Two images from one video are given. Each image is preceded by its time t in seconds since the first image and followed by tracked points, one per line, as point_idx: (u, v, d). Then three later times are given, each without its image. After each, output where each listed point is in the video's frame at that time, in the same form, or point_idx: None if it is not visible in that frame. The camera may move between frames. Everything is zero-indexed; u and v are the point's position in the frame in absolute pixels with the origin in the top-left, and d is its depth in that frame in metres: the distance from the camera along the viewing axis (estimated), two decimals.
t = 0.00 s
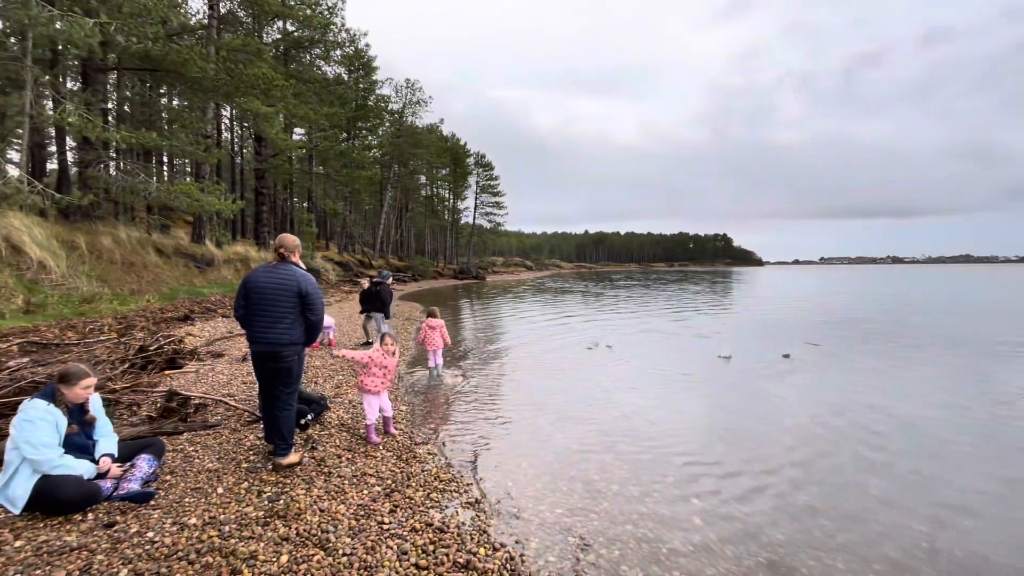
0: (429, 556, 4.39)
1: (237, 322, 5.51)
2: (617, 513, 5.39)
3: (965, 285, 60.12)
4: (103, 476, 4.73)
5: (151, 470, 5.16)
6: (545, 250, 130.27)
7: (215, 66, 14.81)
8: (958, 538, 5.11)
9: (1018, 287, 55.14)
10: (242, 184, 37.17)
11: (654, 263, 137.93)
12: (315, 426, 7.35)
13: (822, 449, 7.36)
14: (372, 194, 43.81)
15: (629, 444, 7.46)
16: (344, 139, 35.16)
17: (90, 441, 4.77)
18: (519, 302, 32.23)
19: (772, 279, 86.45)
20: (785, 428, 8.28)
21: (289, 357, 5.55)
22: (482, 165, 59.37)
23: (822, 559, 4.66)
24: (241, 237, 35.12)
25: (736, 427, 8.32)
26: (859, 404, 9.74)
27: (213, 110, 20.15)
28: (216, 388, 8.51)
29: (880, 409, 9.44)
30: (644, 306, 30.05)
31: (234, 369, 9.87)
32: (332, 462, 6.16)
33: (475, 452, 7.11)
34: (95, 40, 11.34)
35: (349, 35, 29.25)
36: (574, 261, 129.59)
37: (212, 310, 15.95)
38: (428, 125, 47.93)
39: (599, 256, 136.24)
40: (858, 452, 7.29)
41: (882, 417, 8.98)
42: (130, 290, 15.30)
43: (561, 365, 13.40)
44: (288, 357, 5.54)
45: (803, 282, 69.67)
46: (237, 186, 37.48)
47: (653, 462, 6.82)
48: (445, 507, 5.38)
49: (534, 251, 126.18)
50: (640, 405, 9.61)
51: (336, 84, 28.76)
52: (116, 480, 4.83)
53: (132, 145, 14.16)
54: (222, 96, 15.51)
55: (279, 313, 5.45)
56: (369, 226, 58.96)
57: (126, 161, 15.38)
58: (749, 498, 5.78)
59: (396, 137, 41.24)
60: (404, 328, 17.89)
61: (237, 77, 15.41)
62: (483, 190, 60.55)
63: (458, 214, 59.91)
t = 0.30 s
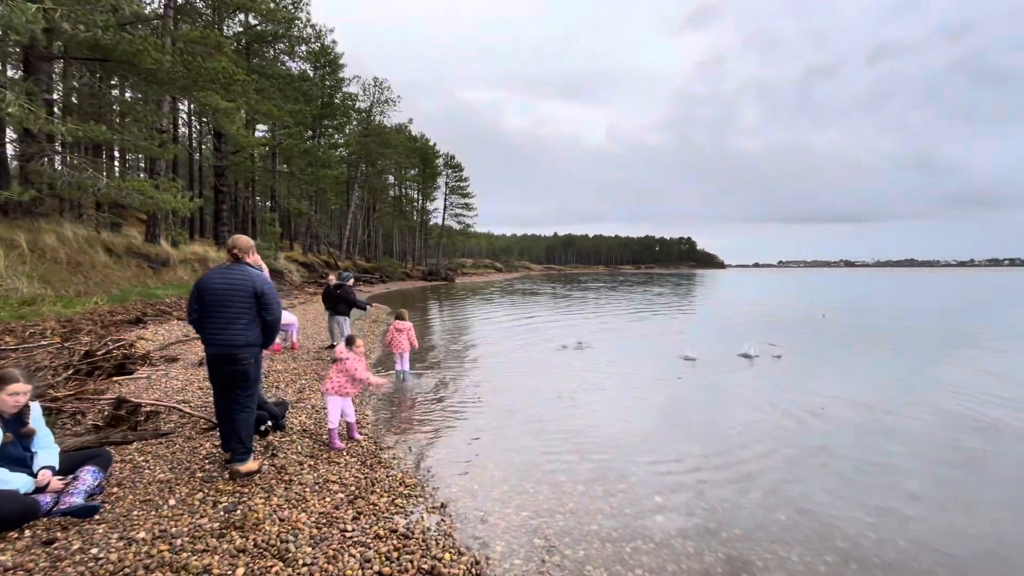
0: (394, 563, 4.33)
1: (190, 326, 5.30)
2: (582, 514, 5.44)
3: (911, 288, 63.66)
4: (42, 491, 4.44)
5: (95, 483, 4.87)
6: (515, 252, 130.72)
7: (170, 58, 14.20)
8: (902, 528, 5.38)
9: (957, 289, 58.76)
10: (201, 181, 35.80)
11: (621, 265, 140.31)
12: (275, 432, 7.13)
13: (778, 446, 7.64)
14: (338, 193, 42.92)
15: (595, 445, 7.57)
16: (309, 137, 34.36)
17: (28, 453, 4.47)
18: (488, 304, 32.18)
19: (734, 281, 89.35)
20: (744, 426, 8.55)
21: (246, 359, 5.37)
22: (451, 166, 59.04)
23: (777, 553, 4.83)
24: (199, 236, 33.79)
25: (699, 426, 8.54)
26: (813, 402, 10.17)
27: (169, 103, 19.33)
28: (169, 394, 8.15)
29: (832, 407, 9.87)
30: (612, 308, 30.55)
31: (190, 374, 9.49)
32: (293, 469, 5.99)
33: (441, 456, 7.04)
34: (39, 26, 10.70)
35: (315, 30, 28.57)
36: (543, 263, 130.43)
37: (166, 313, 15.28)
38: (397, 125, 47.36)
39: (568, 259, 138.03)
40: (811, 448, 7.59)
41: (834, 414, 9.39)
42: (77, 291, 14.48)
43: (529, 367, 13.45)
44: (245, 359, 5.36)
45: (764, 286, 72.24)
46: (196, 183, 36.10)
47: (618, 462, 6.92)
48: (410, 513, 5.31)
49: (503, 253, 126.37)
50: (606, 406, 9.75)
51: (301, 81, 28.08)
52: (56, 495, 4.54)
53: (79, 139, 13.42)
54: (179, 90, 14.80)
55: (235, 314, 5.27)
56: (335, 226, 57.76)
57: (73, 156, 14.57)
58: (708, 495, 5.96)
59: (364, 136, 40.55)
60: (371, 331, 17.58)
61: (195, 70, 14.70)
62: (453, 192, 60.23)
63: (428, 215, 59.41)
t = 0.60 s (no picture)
0: (364, 570, 4.25)
1: (152, 329, 5.14)
2: (556, 514, 5.47)
3: (872, 289, 66.28)
4: None
5: (48, 493, 4.64)
6: (492, 253, 130.66)
7: (134, 50, 13.72)
8: (862, 521, 5.57)
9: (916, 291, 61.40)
10: (167, 178, 34.63)
11: (597, 267, 141.70)
12: (243, 437, 6.93)
13: (747, 445, 7.81)
14: (312, 192, 42.14)
15: (569, 446, 7.62)
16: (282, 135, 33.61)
17: None
18: (465, 305, 32.06)
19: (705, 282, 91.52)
20: (715, 426, 8.73)
21: (213, 359, 5.23)
22: (428, 166, 58.66)
23: (744, 549, 4.93)
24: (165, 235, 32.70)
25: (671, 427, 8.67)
26: (780, 401, 10.46)
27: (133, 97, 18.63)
28: (130, 399, 7.85)
29: (799, 406, 10.16)
30: (588, 309, 30.78)
31: (153, 378, 9.16)
32: (261, 475, 5.83)
33: (415, 459, 6.97)
34: None
35: (288, 26, 27.98)
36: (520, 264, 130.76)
37: (129, 314, 14.73)
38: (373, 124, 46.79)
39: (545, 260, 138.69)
40: (778, 446, 7.79)
41: (800, 412, 9.67)
42: (32, 292, 13.84)
43: (505, 368, 13.45)
44: (211, 360, 5.22)
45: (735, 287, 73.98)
46: (162, 180, 34.92)
47: (591, 463, 6.97)
48: (381, 517, 5.23)
49: (480, 253, 126.17)
50: (580, 407, 9.80)
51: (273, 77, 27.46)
52: (5, 506, 4.29)
53: (34, 132, 12.82)
54: (144, 84, 14.33)
55: (197, 315, 5.12)
56: (309, 226, 56.71)
57: (28, 150, 13.90)
58: (679, 494, 6.06)
59: (338, 135, 39.92)
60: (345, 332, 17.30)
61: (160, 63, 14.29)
62: (430, 192, 59.81)
63: (404, 215, 58.85)
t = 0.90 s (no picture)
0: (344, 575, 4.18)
1: (128, 328, 4.95)
2: (539, 514, 5.47)
3: (849, 289, 67.88)
4: None
5: (13, 499, 4.47)
6: (477, 253, 130.40)
7: (109, 43, 13.34)
8: (838, 518, 5.67)
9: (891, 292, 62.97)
10: (143, 175, 33.79)
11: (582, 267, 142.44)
12: (219, 440, 6.78)
13: (728, 443, 7.91)
14: (293, 191, 41.53)
15: (552, 446, 7.63)
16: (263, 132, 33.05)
17: None
18: (449, 305, 31.93)
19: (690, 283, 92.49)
20: (696, 425, 8.83)
21: (194, 360, 5.13)
22: (413, 164, 58.31)
23: (724, 546, 4.99)
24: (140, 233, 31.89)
25: (653, 426, 8.75)
26: (759, 400, 10.61)
27: (108, 91, 18.13)
28: (102, 401, 7.62)
29: (778, 404, 10.32)
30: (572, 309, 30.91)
31: (127, 380, 8.93)
32: (239, 478, 5.70)
33: (397, 460, 6.91)
34: None
35: (270, 21, 27.53)
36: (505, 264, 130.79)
37: (102, 314, 14.33)
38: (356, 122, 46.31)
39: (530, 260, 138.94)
40: (758, 444, 7.91)
41: (779, 411, 9.84)
42: None
43: (489, 368, 13.43)
44: (193, 360, 5.11)
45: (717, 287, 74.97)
46: (138, 177, 34.10)
47: (574, 463, 6.99)
48: (362, 520, 5.16)
49: (465, 253, 125.82)
50: (564, 407, 9.83)
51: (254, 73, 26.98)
52: None
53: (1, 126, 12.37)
54: (118, 78, 13.95)
55: (181, 315, 5.01)
56: (291, 224, 55.88)
57: None
58: (660, 493, 6.10)
59: (321, 133, 39.42)
60: (327, 332, 17.09)
61: (136, 57, 13.94)
62: (414, 191, 59.42)
63: (388, 214, 58.37)
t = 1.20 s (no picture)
0: None
1: (103, 326, 4.74)
2: (523, 515, 5.46)
3: (828, 290, 69.27)
4: None
5: None
6: (463, 253, 130.00)
7: (83, 35, 12.97)
8: (817, 515, 5.77)
9: (868, 292, 64.49)
10: (120, 171, 32.95)
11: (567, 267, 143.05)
12: (198, 443, 6.63)
13: (710, 442, 7.99)
14: (276, 189, 40.93)
15: (536, 446, 7.62)
16: (245, 129, 32.49)
17: None
18: (435, 305, 31.76)
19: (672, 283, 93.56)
20: (679, 424, 8.91)
21: (174, 361, 5.00)
22: (398, 163, 57.89)
23: (705, 544, 5.03)
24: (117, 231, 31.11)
25: (637, 426, 8.81)
26: (742, 399, 10.73)
27: (83, 85, 17.63)
28: (75, 404, 7.41)
29: (760, 403, 10.47)
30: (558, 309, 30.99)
31: (101, 381, 8.68)
32: (217, 482, 5.58)
33: (381, 462, 6.84)
34: None
35: (252, 16, 27.09)
36: (491, 264, 130.67)
37: (76, 314, 13.94)
38: (341, 120, 45.82)
39: (516, 261, 139.33)
40: (740, 443, 8.01)
41: (761, 410, 9.98)
42: None
43: (474, 368, 13.39)
44: (173, 362, 4.99)
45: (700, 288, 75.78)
46: (114, 173, 33.23)
47: (558, 463, 6.99)
48: (344, 523, 5.08)
49: (451, 253, 125.41)
50: (549, 407, 9.84)
51: (236, 69, 26.51)
52: None
53: None
54: (94, 71, 13.59)
55: (165, 316, 4.90)
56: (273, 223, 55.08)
57: None
58: (644, 492, 6.14)
59: (304, 130, 38.91)
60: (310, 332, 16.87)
61: (112, 51, 13.60)
62: (399, 190, 58.99)
63: (372, 213, 57.85)
